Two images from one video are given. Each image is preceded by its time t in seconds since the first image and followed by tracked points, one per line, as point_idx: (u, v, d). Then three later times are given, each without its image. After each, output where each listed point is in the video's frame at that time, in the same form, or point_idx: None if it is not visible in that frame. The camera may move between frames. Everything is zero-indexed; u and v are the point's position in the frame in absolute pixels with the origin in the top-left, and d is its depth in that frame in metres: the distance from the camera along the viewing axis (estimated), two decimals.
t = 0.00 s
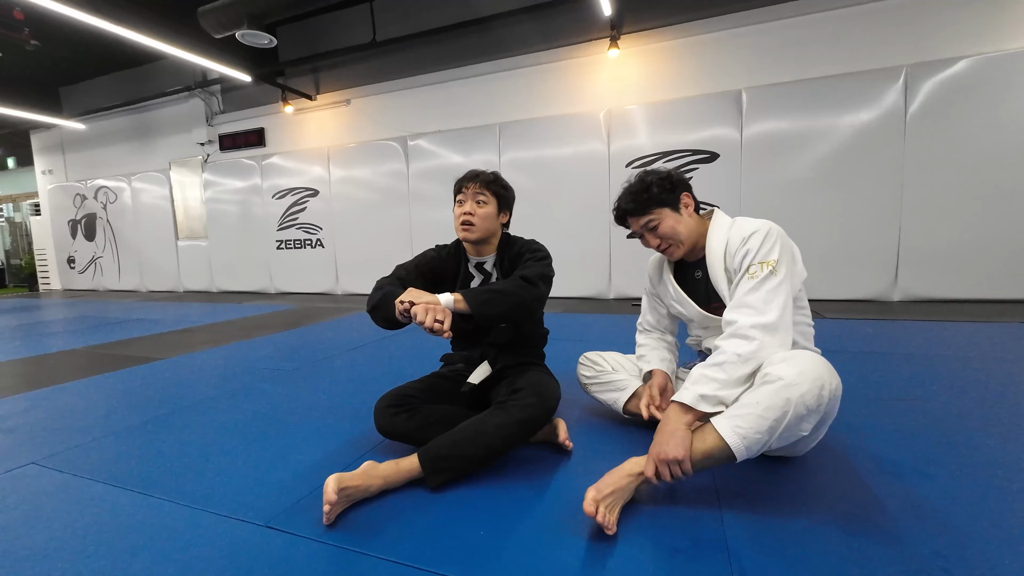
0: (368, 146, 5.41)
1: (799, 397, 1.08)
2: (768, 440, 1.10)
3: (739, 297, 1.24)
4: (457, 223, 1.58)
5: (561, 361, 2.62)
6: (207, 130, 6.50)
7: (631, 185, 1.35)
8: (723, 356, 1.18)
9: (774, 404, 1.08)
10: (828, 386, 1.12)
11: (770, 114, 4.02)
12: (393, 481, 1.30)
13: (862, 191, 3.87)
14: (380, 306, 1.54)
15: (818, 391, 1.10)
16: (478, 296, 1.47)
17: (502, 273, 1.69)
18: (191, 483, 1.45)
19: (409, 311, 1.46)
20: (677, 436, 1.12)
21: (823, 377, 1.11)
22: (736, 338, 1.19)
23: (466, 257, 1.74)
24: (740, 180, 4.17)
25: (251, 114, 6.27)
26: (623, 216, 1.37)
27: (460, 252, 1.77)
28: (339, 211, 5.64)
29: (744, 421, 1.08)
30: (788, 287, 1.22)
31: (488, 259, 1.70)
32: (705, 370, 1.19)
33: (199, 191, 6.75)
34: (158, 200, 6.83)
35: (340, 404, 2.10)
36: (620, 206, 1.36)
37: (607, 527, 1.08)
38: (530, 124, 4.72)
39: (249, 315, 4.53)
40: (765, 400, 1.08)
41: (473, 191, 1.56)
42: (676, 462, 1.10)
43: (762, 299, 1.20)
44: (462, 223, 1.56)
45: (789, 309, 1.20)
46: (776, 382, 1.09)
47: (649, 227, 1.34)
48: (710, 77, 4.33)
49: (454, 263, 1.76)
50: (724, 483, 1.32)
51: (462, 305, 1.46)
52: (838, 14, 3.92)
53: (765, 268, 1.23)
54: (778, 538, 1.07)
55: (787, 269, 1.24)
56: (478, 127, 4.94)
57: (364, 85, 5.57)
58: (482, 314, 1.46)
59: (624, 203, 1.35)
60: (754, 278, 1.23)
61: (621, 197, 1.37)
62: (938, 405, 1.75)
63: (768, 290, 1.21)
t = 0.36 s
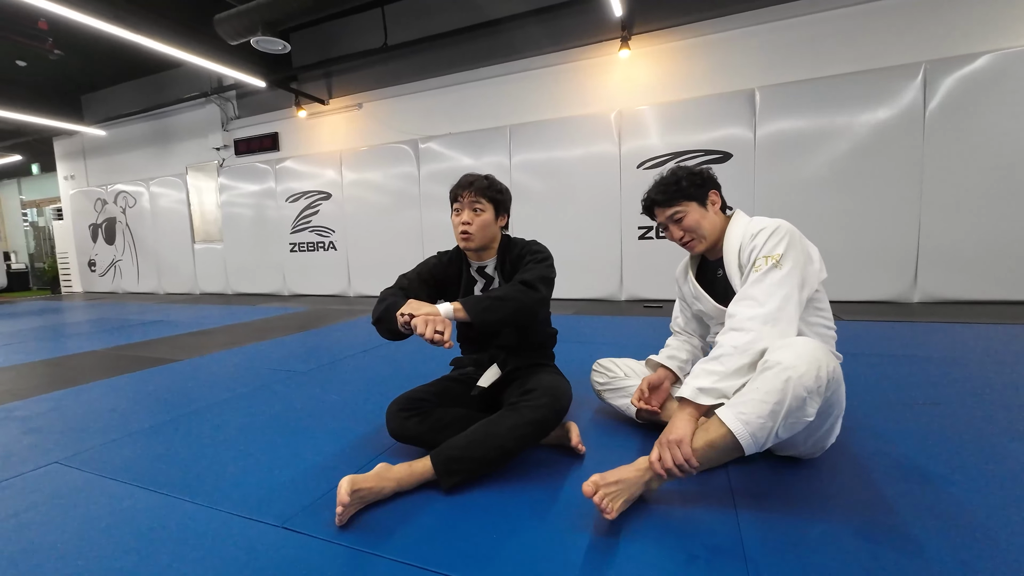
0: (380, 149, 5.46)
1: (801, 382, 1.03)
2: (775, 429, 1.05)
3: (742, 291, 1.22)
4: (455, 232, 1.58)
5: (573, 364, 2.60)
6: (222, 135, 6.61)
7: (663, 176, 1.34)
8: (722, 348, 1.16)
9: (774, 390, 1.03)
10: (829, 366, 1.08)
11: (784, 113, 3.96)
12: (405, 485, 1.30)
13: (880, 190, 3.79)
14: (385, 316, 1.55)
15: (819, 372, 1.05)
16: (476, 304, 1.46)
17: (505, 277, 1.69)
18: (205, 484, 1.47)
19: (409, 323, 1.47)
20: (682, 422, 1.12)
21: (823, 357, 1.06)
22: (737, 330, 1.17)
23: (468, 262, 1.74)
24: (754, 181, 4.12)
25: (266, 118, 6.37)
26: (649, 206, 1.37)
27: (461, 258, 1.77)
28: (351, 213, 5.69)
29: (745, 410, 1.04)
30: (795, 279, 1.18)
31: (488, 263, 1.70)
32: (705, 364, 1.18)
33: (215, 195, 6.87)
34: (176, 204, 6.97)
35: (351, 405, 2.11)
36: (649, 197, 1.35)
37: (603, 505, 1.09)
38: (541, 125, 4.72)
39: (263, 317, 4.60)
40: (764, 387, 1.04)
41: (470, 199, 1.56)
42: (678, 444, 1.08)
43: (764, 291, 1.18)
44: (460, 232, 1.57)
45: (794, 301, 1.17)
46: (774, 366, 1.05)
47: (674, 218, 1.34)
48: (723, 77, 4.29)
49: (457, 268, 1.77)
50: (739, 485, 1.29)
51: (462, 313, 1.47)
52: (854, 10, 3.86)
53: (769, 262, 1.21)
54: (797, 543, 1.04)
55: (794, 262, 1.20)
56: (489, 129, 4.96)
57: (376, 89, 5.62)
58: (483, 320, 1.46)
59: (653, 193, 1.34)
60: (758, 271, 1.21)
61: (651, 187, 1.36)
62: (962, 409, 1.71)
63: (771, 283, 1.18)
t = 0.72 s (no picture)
0: (387, 151, 5.49)
1: (776, 370, 1.02)
2: (754, 420, 1.02)
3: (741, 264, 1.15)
4: (459, 235, 1.59)
5: (579, 365, 2.61)
6: (232, 138, 6.68)
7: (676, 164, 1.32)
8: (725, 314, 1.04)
9: (753, 377, 1.02)
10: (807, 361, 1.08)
11: (793, 113, 3.93)
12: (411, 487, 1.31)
13: (891, 190, 3.75)
14: (393, 324, 1.56)
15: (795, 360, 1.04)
16: (479, 311, 1.46)
17: (508, 279, 1.69)
18: (214, 483, 1.49)
19: (416, 332, 1.47)
20: (671, 399, 1.00)
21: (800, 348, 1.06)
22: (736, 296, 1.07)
23: (471, 264, 1.75)
24: (761, 181, 4.09)
25: (274, 121, 6.42)
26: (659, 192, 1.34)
27: (465, 261, 1.78)
28: (359, 215, 5.73)
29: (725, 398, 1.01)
30: (796, 254, 1.13)
31: (492, 266, 1.70)
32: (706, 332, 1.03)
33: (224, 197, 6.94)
34: (186, 206, 7.05)
35: (359, 406, 2.13)
36: (661, 184, 1.33)
37: (579, 500, 0.98)
38: (546, 126, 4.72)
39: (272, 317, 4.64)
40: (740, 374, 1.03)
41: (473, 203, 1.56)
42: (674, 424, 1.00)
43: (771, 257, 1.10)
44: (464, 236, 1.58)
45: (796, 271, 1.09)
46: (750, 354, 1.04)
47: (683, 209, 1.32)
48: (729, 76, 4.26)
49: (461, 271, 1.78)
50: (746, 487, 1.29)
51: (468, 322, 1.46)
52: (864, 8, 3.81)
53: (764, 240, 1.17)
54: (807, 548, 1.02)
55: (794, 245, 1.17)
56: (495, 131, 4.96)
57: (383, 91, 5.65)
58: (488, 328, 1.46)
59: (664, 180, 1.32)
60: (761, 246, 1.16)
61: (663, 175, 1.34)
62: (976, 411, 1.68)
63: (769, 254, 1.12)
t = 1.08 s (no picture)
0: (391, 151, 5.50)
1: (701, 349, 1.17)
2: (700, 394, 1.13)
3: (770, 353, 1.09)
4: (471, 237, 1.58)
5: (582, 366, 2.60)
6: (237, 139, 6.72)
7: (692, 165, 1.22)
8: (743, 428, 1.09)
9: (685, 357, 1.16)
10: (732, 338, 1.23)
11: (798, 112, 3.91)
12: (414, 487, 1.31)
13: (896, 189, 3.72)
14: (407, 327, 1.55)
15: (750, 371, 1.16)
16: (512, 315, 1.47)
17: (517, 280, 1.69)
18: (219, 483, 1.49)
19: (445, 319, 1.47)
20: (679, 466, 1.06)
21: (719, 329, 1.23)
22: (757, 403, 1.09)
23: (480, 265, 1.75)
24: (766, 180, 4.08)
25: (279, 122, 6.46)
26: (664, 192, 1.24)
27: (474, 262, 1.78)
28: (363, 216, 5.75)
29: (667, 382, 1.14)
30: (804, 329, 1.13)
31: (501, 267, 1.69)
32: (721, 439, 1.09)
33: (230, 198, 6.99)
34: (192, 208, 7.11)
35: (362, 406, 2.14)
36: (667, 182, 1.23)
37: (551, 503, 1.01)
38: (550, 126, 4.73)
39: (276, 318, 4.67)
40: (672, 363, 1.17)
41: (484, 204, 1.55)
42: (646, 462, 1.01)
43: (794, 352, 1.09)
44: (476, 237, 1.57)
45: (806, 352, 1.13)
46: (673, 340, 1.22)
47: (686, 220, 1.24)
48: (734, 75, 4.25)
49: (468, 272, 1.77)
50: (751, 488, 1.28)
51: (497, 318, 1.48)
52: (871, 6, 3.78)
53: (785, 314, 1.11)
54: (814, 550, 1.01)
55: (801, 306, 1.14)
56: (499, 131, 4.97)
57: (387, 92, 5.67)
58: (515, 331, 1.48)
59: (674, 178, 1.22)
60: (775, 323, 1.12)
61: (672, 171, 1.23)
62: (981, 412, 1.66)
63: (795, 345, 1.09)
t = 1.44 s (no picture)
0: (394, 152, 5.51)
1: (696, 346, 1.17)
2: (695, 389, 1.13)
3: (774, 359, 1.08)
4: (475, 232, 1.58)
5: (585, 365, 2.60)
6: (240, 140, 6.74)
7: (730, 167, 1.15)
8: (740, 428, 1.09)
9: (679, 355, 1.15)
10: (732, 341, 1.25)
11: (802, 111, 3.89)
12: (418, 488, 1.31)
13: (900, 188, 3.71)
14: (431, 336, 1.57)
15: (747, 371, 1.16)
16: (555, 326, 1.50)
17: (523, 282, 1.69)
18: (224, 483, 1.50)
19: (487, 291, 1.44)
20: (679, 462, 1.07)
21: (714, 329, 1.23)
22: (754, 406, 1.09)
23: (485, 266, 1.73)
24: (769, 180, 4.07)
25: (282, 123, 6.47)
26: (697, 189, 1.17)
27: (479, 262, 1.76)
28: (366, 216, 5.76)
29: (661, 379, 1.13)
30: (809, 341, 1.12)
31: (508, 268, 1.69)
32: (718, 434, 1.09)
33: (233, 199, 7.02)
34: (196, 208, 7.14)
35: (365, 406, 2.14)
36: (703, 182, 1.15)
37: (548, 504, 1.02)
38: (552, 126, 4.73)
39: (280, 318, 4.68)
40: (666, 360, 1.17)
41: (491, 201, 1.55)
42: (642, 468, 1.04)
43: (799, 362, 1.08)
44: (480, 234, 1.56)
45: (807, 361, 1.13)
46: (668, 338, 1.22)
47: (714, 224, 1.18)
48: (738, 74, 4.23)
49: (472, 273, 1.75)
50: (755, 488, 1.28)
51: (541, 327, 1.49)
52: (874, 4, 3.77)
53: (795, 324, 1.10)
54: (819, 549, 1.01)
55: (812, 319, 1.12)
56: (502, 131, 4.97)
57: (390, 92, 5.68)
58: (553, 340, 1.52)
59: (709, 178, 1.14)
60: (781, 332, 1.10)
61: (709, 170, 1.15)
62: (987, 412, 1.65)
63: (800, 354, 1.08)
